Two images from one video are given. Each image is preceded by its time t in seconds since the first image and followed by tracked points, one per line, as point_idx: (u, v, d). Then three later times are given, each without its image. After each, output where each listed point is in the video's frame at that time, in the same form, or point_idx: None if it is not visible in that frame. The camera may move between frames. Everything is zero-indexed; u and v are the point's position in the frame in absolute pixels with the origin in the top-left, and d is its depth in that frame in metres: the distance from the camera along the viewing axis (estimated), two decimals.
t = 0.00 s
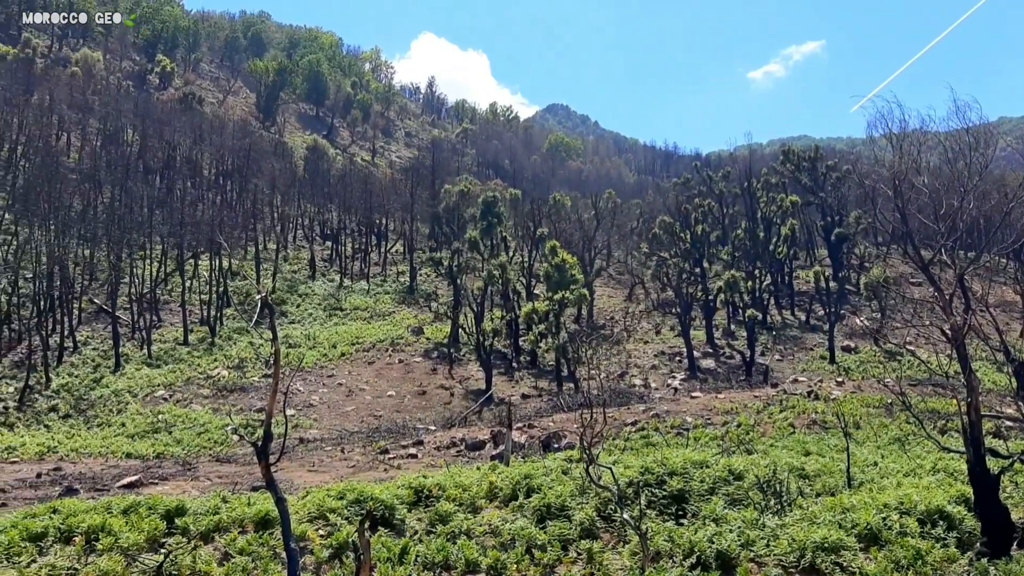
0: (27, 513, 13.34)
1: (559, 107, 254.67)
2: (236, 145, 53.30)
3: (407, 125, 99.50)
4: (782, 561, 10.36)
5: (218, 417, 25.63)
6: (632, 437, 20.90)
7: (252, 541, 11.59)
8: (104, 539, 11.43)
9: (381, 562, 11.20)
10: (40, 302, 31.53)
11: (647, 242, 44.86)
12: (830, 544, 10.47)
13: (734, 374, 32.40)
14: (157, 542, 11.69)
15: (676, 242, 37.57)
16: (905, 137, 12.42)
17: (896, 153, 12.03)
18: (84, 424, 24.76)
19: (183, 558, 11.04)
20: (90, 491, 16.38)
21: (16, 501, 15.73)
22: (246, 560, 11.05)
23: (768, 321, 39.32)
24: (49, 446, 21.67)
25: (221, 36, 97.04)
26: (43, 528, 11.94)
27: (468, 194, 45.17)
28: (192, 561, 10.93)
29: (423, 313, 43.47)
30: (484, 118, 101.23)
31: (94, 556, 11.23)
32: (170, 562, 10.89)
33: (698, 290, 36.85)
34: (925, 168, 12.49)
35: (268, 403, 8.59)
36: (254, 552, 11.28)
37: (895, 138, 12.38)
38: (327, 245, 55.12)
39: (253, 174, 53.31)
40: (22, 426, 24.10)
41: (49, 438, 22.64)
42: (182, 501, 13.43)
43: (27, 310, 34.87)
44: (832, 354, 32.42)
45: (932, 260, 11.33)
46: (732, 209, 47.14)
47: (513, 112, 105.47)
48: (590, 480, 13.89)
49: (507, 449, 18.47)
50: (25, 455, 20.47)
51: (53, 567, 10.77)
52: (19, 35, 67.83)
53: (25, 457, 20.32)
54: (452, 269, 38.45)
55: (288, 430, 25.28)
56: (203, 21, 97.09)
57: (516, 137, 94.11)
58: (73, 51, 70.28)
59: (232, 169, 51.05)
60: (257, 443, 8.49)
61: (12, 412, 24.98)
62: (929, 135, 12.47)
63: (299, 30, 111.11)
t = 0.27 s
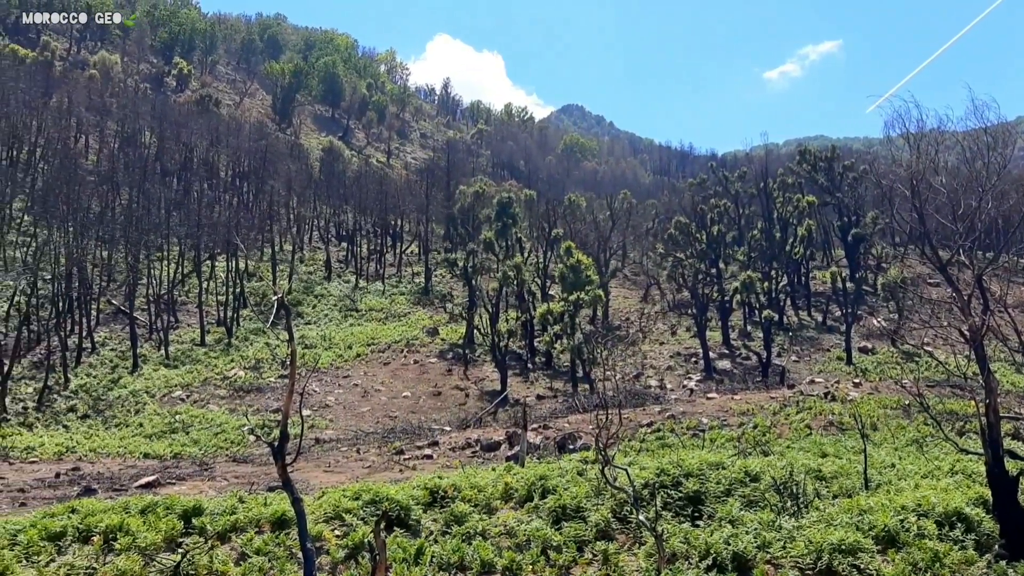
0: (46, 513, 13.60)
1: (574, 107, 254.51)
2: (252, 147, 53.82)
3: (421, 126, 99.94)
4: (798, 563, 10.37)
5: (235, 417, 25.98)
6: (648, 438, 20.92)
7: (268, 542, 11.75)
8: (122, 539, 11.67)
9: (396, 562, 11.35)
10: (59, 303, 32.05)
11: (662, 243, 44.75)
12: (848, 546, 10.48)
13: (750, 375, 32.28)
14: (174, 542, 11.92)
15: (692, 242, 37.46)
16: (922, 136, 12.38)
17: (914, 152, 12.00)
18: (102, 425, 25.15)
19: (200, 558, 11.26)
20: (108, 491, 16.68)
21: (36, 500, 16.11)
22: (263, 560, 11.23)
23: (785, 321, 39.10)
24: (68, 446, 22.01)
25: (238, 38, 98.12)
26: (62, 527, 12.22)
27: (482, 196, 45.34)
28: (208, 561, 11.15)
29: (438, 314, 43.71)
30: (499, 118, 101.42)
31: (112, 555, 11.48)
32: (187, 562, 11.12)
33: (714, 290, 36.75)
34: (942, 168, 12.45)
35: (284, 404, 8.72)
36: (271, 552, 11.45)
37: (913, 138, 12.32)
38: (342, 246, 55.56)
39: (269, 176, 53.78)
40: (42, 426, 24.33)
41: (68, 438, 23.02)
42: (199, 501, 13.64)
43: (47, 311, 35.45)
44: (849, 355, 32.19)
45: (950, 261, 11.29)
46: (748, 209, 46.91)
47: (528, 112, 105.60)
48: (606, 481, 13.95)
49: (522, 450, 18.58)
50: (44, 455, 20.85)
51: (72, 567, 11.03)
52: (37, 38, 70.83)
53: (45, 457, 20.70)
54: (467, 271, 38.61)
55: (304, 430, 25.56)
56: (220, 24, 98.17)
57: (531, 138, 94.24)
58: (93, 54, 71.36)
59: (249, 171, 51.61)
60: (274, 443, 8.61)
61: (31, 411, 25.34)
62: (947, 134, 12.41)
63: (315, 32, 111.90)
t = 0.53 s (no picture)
0: (62, 513, 13.84)
1: (587, 108, 254.40)
2: (266, 149, 54.28)
3: (434, 128, 100.30)
4: (813, 565, 10.41)
5: (250, 418, 26.29)
6: (661, 440, 20.95)
7: (283, 542, 11.92)
8: (137, 539, 11.89)
9: (411, 563, 11.50)
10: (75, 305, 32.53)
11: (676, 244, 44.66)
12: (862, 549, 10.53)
13: (764, 376, 32.17)
14: (189, 543, 12.13)
15: (706, 243, 37.38)
16: (937, 137, 12.36)
17: (929, 153, 11.98)
18: (117, 425, 25.51)
19: (214, 559, 11.47)
20: (124, 492, 16.96)
21: (52, 500, 16.44)
22: (277, 560, 11.41)
23: (799, 323, 38.92)
24: (84, 446, 22.37)
25: (252, 41, 99.01)
26: (78, 527, 12.44)
27: (495, 197, 45.48)
28: (223, 562, 11.35)
29: (450, 315, 43.91)
30: (512, 120, 101.59)
31: (128, 555, 11.69)
32: (202, 562, 11.34)
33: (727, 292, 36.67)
34: (957, 168, 12.42)
35: (297, 407, 8.82)
36: (285, 553, 11.62)
37: (927, 138, 12.31)
38: (355, 247, 55.96)
39: (283, 178, 54.22)
40: (58, 426, 24.70)
41: (84, 438, 23.40)
42: (214, 501, 13.83)
43: (64, 312, 35.98)
44: (864, 357, 32.01)
45: (965, 262, 11.27)
46: (762, 210, 46.72)
47: (540, 114, 105.70)
48: (619, 483, 14.03)
49: (536, 452, 18.68)
50: (61, 456, 21.23)
51: (88, 567, 11.27)
52: (53, 41, 71.92)
53: (61, 457, 21.07)
54: (480, 272, 38.77)
55: (318, 431, 25.81)
56: (234, 27, 99.07)
57: (544, 140, 94.36)
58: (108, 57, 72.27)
59: (263, 173, 52.13)
60: (288, 445, 8.77)
61: (48, 412, 25.71)
62: (962, 134, 12.39)
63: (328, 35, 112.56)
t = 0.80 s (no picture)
0: (79, 513, 14.06)
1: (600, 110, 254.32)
2: (280, 152, 54.76)
3: (447, 130, 100.68)
4: (828, 568, 10.47)
5: (264, 419, 26.60)
6: (675, 441, 20.99)
7: (297, 543, 12.11)
8: (152, 540, 12.12)
9: (424, 564, 11.65)
10: (91, 306, 33.00)
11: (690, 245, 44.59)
12: (877, 552, 10.59)
13: (778, 378, 32.07)
14: (203, 543, 12.35)
15: (719, 245, 37.30)
16: (952, 137, 12.35)
17: (945, 153, 11.98)
18: (132, 427, 25.90)
19: (229, 560, 11.69)
20: (140, 493, 17.22)
21: (69, 501, 16.74)
22: (291, 561, 11.61)
23: (813, 324, 38.74)
24: (100, 447, 22.75)
25: (265, 44, 99.92)
26: (94, 528, 12.64)
27: (508, 199, 45.63)
28: (237, 563, 11.57)
29: (463, 317, 44.12)
30: (525, 121, 101.75)
31: (143, 556, 11.93)
32: (217, 563, 11.56)
33: (741, 293, 36.57)
34: (973, 169, 12.41)
35: (312, 408, 8.98)
36: (299, 553, 11.83)
37: (943, 139, 12.30)
38: (369, 249, 56.35)
39: (297, 181, 54.71)
40: (74, 427, 25.12)
41: (100, 439, 23.79)
42: (228, 502, 14.01)
43: (80, 314, 36.54)
44: (879, 358, 31.83)
45: (981, 263, 11.26)
46: (776, 211, 46.53)
47: (553, 115, 105.83)
48: (633, 485, 14.11)
49: (549, 454, 18.79)
50: (77, 457, 21.61)
51: (104, 567, 11.51)
52: (69, 44, 72.59)
53: (77, 458, 21.45)
54: (493, 274, 38.92)
55: (332, 432, 26.06)
56: (248, 30, 99.91)
57: (557, 141, 94.49)
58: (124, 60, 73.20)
59: (277, 175, 52.64)
60: (302, 446, 8.94)
61: (65, 413, 26.11)
62: (978, 135, 12.38)
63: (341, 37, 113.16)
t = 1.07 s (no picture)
0: (97, 514, 14.28)
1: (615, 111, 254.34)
2: (296, 155, 55.28)
3: (463, 132, 101.02)
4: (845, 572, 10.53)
5: (280, 422, 26.96)
6: (690, 445, 21.02)
7: (313, 545, 12.33)
8: (170, 542, 12.37)
9: (440, 567, 11.79)
10: (110, 309, 33.53)
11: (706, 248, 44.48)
12: (895, 556, 10.63)
13: (795, 381, 31.91)
14: (221, 544, 12.62)
15: (736, 247, 37.16)
16: (971, 138, 12.24)
17: (962, 155, 11.89)
18: (150, 429, 26.36)
19: (246, 561, 11.94)
20: (157, 495, 17.52)
21: (89, 502, 17.05)
22: (307, 563, 11.84)
23: (830, 327, 38.52)
24: (117, 449, 23.22)
25: (282, 48, 100.97)
26: (112, 530, 12.88)
27: (523, 201, 45.73)
28: (254, 564, 11.83)
29: (478, 319, 44.36)
30: (542, 123, 101.80)
31: (161, 557, 12.19)
32: (234, 565, 11.80)
33: (758, 296, 36.42)
34: (991, 170, 12.32)
35: (328, 412, 9.16)
36: (315, 555, 12.07)
37: (962, 139, 12.19)
38: (386, 252, 56.76)
39: (314, 183, 55.19)
40: (92, 429, 25.65)
41: (118, 441, 24.27)
42: (246, 504, 14.24)
43: (98, 317, 37.17)
44: (897, 361, 31.58)
45: (999, 265, 11.17)
46: (794, 213, 46.29)
47: (570, 117, 105.83)
48: (648, 489, 14.17)
49: (563, 457, 18.91)
50: (96, 458, 22.05)
51: (123, 567, 11.77)
52: (88, 49, 73.38)
53: (96, 460, 21.87)
54: (508, 276, 39.08)
55: (347, 435, 26.33)
56: (265, 33, 100.80)
57: (574, 143, 94.49)
58: (141, 65, 74.22)
59: (292, 178, 53.31)
60: (318, 450, 9.13)
61: (83, 416, 26.58)
62: (998, 135, 12.27)
63: (356, 39, 113.65)
